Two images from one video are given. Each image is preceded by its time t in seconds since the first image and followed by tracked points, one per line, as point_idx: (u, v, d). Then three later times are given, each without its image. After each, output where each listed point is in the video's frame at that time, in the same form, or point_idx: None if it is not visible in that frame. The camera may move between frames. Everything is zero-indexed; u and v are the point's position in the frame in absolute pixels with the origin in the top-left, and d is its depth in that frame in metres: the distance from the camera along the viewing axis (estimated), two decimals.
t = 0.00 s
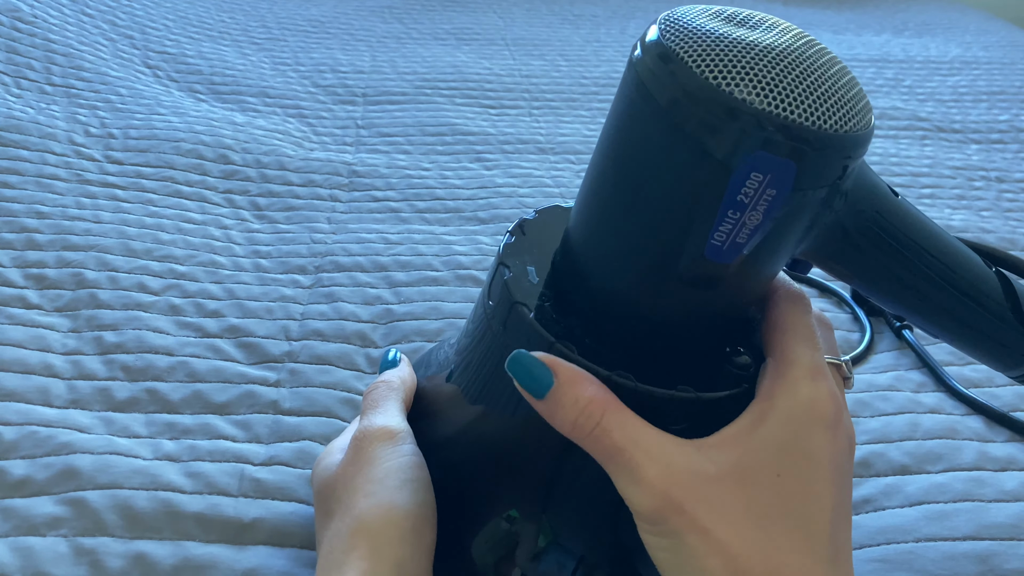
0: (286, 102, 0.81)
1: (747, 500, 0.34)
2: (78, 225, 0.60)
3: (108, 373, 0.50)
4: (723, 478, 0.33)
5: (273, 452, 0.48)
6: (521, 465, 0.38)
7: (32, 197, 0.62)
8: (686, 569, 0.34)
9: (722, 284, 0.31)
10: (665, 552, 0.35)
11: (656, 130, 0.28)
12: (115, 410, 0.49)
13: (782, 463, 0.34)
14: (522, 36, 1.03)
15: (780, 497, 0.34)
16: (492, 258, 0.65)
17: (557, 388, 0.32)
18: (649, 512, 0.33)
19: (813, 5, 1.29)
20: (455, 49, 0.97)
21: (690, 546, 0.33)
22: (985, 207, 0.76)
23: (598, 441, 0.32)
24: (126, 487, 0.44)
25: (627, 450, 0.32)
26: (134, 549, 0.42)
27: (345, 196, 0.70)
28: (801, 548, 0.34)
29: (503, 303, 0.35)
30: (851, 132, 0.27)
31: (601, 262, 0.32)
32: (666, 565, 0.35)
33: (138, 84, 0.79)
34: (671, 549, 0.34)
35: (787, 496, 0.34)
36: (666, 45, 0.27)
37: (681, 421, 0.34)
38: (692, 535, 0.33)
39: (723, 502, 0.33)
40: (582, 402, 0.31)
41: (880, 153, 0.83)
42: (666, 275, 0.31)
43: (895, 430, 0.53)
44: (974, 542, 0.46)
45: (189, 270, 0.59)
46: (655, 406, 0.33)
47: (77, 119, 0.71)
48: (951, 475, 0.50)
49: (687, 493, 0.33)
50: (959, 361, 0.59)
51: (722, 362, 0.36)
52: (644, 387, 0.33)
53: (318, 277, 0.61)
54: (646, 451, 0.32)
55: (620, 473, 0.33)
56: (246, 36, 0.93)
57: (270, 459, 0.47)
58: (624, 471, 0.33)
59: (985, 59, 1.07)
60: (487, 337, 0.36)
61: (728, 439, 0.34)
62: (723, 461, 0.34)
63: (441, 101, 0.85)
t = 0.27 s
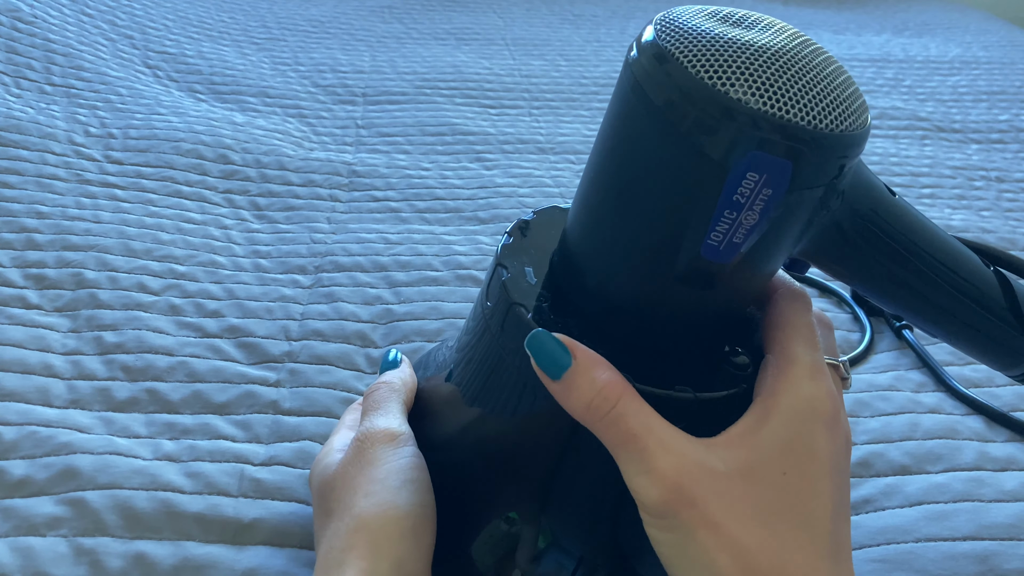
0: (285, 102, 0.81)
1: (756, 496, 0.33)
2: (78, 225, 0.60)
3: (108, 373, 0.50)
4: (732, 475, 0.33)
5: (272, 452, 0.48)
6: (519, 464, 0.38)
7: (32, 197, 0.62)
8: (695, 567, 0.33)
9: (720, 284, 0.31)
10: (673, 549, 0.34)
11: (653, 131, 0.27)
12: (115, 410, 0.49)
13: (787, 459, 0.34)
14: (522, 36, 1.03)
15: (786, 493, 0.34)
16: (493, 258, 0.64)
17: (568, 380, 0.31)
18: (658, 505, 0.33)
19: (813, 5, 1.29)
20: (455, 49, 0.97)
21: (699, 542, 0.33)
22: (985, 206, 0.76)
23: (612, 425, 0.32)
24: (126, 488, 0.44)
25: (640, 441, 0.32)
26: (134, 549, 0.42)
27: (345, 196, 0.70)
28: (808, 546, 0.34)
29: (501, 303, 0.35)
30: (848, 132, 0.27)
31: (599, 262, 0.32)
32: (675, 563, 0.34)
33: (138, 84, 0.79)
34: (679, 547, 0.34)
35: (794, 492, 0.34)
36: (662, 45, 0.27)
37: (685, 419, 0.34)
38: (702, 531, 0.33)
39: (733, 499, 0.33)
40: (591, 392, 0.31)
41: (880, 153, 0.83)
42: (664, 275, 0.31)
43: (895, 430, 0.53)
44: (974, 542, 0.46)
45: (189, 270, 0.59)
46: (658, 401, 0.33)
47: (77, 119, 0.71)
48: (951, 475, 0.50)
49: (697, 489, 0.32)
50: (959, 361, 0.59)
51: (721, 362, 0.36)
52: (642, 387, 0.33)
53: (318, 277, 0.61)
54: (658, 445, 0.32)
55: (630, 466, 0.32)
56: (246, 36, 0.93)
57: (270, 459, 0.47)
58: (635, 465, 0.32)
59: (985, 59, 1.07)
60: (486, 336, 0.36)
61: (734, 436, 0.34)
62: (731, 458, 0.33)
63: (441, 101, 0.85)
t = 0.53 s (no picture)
0: (285, 102, 0.81)
1: (758, 494, 0.33)
2: (78, 225, 0.60)
3: (108, 373, 0.50)
4: (735, 474, 0.33)
5: (272, 451, 0.48)
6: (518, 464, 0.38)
7: (32, 197, 0.62)
8: (697, 565, 0.33)
9: (720, 284, 0.31)
10: (673, 546, 0.34)
11: (656, 130, 0.27)
12: (115, 410, 0.49)
13: (789, 459, 0.34)
14: (522, 36, 1.03)
15: (788, 492, 0.34)
16: (493, 258, 0.64)
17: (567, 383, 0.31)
18: (660, 504, 0.33)
19: (814, 5, 1.29)
20: (455, 49, 0.97)
21: (701, 541, 0.33)
22: (985, 206, 0.76)
23: (610, 431, 0.32)
24: (126, 488, 0.44)
25: (640, 444, 0.32)
26: (134, 549, 0.42)
27: (345, 196, 0.70)
28: (810, 544, 0.34)
29: (502, 303, 0.35)
30: (849, 132, 0.27)
31: (600, 262, 0.32)
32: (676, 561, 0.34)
33: (138, 84, 0.79)
34: (680, 546, 0.34)
35: (795, 491, 0.34)
36: (665, 44, 0.27)
37: (686, 419, 0.34)
38: (704, 530, 0.33)
39: (735, 498, 0.33)
40: (592, 396, 0.31)
41: (880, 153, 0.83)
42: (665, 275, 0.31)
43: (895, 430, 0.53)
44: (973, 543, 0.46)
45: (189, 270, 0.59)
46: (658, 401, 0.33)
47: (77, 119, 0.71)
48: (951, 475, 0.50)
49: (700, 488, 0.32)
50: (959, 361, 0.59)
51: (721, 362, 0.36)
52: (643, 387, 0.33)
53: (318, 277, 0.61)
54: (660, 447, 0.32)
55: (632, 468, 0.32)
56: (246, 36, 0.93)
57: (269, 459, 0.47)
58: (636, 468, 0.32)
59: (985, 59, 1.07)
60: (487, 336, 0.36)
61: (736, 436, 0.34)
62: (733, 458, 0.33)
63: (441, 101, 0.85)
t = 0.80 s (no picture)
0: (286, 102, 0.81)
1: (758, 493, 0.33)
2: (78, 225, 0.60)
3: (108, 373, 0.50)
4: (734, 473, 0.33)
5: (272, 451, 0.48)
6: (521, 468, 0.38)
7: (32, 197, 0.62)
8: (698, 565, 0.33)
9: (721, 284, 0.31)
10: (676, 546, 0.34)
11: (657, 130, 0.27)
12: (115, 410, 0.48)
13: (789, 458, 0.34)
14: (522, 36, 1.03)
15: (788, 491, 0.34)
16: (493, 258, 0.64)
17: (569, 381, 0.31)
18: (660, 503, 0.33)
19: (814, 5, 1.29)
20: (455, 49, 0.97)
21: (701, 540, 0.33)
22: (985, 207, 0.76)
23: (609, 431, 0.32)
24: (126, 488, 0.44)
25: (639, 443, 0.32)
26: (134, 548, 0.42)
27: (345, 196, 0.70)
28: (810, 543, 0.34)
29: (502, 303, 0.35)
30: (850, 131, 0.27)
31: (600, 261, 0.32)
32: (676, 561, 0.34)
33: (138, 84, 0.79)
34: (681, 545, 0.34)
35: (795, 490, 0.34)
36: (666, 44, 0.27)
37: (685, 418, 0.34)
38: (705, 529, 0.33)
39: (735, 497, 0.33)
40: (592, 395, 0.31)
41: (881, 153, 0.83)
42: (665, 274, 0.31)
43: (895, 430, 0.53)
44: (973, 543, 0.46)
45: (189, 270, 0.59)
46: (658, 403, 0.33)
47: (77, 119, 0.71)
48: (951, 475, 0.50)
49: (700, 487, 0.32)
50: (959, 361, 0.59)
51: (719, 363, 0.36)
52: (644, 387, 0.33)
53: (318, 277, 0.61)
54: (659, 447, 0.32)
55: (631, 467, 0.32)
56: (246, 36, 0.93)
57: (269, 459, 0.47)
58: (636, 466, 0.32)
59: (985, 59, 1.07)
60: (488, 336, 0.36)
61: (736, 435, 0.34)
62: (733, 457, 0.33)
63: (441, 101, 0.85)
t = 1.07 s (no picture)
0: (285, 102, 0.81)
1: (747, 501, 0.34)
2: (78, 226, 0.60)
3: (108, 373, 0.50)
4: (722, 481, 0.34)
5: (273, 451, 0.48)
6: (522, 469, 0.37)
7: (32, 197, 0.62)
8: None
9: (715, 278, 0.31)
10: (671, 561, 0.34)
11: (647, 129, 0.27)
12: (115, 410, 0.48)
13: (776, 465, 0.35)
14: (522, 36, 1.03)
15: (777, 498, 0.35)
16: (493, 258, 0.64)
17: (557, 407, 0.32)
18: (653, 517, 0.33)
19: (814, 5, 1.29)
20: (455, 49, 0.97)
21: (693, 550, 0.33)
22: (985, 207, 0.76)
23: (601, 455, 0.32)
24: (127, 489, 0.44)
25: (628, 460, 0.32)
26: (135, 548, 0.42)
27: (345, 196, 0.70)
28: (803, 549, 0.34)
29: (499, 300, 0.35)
30: (838, 125, 0.27)
31: (594, 258, 0.32)
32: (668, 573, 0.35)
33: (138, 84, 0.79)
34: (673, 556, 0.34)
35: (784, 497, 0.35)
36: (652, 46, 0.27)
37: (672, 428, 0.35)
38: (696, 540, 0.33)
39: (726, 506, 0.34)
40: (581, 412, 0.32)
41: (880, 153, 0.83)
42: (661, 270, 0.31)
43: (895, 430, 0.53)
44: (973, 543, 0.46)
45: (189, 270, 0.59)
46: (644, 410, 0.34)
47: (77, 119, 0.71)
48: (951, 475, 0.50)
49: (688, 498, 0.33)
50: (959, 361, 0.59)
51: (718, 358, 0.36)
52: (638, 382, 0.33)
53: (318, 277, 0.61)
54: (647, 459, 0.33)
55: (620, 481, 0.33)
56: (246, 36, 0.93)
57: (270, 460, 0.47)
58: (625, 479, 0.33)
59: (985, 59, 1.07)
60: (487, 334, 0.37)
61: (722, 444, 0.34)
62: (721, 467, 0.34)
63: (441, 101, 0.85)
